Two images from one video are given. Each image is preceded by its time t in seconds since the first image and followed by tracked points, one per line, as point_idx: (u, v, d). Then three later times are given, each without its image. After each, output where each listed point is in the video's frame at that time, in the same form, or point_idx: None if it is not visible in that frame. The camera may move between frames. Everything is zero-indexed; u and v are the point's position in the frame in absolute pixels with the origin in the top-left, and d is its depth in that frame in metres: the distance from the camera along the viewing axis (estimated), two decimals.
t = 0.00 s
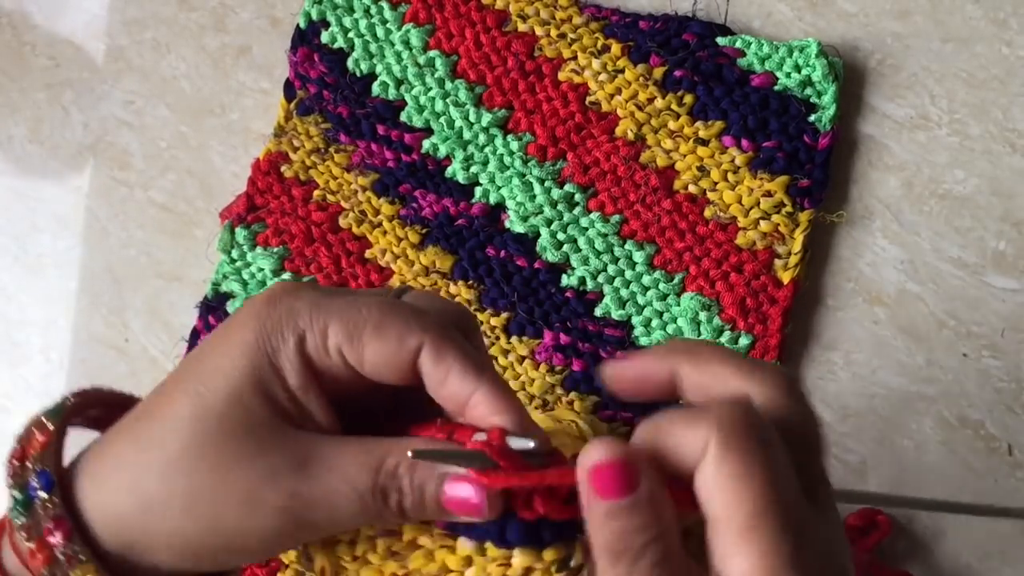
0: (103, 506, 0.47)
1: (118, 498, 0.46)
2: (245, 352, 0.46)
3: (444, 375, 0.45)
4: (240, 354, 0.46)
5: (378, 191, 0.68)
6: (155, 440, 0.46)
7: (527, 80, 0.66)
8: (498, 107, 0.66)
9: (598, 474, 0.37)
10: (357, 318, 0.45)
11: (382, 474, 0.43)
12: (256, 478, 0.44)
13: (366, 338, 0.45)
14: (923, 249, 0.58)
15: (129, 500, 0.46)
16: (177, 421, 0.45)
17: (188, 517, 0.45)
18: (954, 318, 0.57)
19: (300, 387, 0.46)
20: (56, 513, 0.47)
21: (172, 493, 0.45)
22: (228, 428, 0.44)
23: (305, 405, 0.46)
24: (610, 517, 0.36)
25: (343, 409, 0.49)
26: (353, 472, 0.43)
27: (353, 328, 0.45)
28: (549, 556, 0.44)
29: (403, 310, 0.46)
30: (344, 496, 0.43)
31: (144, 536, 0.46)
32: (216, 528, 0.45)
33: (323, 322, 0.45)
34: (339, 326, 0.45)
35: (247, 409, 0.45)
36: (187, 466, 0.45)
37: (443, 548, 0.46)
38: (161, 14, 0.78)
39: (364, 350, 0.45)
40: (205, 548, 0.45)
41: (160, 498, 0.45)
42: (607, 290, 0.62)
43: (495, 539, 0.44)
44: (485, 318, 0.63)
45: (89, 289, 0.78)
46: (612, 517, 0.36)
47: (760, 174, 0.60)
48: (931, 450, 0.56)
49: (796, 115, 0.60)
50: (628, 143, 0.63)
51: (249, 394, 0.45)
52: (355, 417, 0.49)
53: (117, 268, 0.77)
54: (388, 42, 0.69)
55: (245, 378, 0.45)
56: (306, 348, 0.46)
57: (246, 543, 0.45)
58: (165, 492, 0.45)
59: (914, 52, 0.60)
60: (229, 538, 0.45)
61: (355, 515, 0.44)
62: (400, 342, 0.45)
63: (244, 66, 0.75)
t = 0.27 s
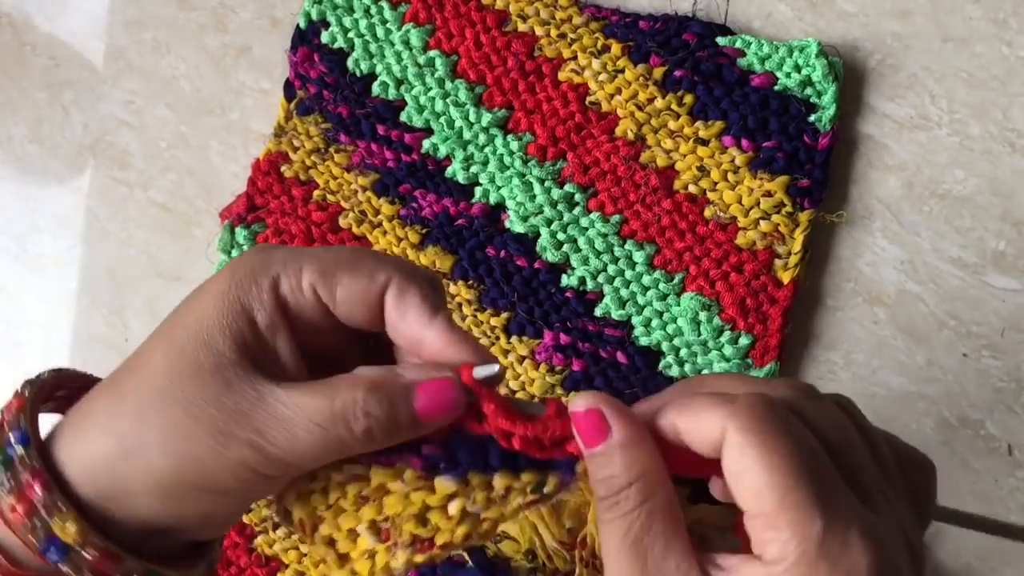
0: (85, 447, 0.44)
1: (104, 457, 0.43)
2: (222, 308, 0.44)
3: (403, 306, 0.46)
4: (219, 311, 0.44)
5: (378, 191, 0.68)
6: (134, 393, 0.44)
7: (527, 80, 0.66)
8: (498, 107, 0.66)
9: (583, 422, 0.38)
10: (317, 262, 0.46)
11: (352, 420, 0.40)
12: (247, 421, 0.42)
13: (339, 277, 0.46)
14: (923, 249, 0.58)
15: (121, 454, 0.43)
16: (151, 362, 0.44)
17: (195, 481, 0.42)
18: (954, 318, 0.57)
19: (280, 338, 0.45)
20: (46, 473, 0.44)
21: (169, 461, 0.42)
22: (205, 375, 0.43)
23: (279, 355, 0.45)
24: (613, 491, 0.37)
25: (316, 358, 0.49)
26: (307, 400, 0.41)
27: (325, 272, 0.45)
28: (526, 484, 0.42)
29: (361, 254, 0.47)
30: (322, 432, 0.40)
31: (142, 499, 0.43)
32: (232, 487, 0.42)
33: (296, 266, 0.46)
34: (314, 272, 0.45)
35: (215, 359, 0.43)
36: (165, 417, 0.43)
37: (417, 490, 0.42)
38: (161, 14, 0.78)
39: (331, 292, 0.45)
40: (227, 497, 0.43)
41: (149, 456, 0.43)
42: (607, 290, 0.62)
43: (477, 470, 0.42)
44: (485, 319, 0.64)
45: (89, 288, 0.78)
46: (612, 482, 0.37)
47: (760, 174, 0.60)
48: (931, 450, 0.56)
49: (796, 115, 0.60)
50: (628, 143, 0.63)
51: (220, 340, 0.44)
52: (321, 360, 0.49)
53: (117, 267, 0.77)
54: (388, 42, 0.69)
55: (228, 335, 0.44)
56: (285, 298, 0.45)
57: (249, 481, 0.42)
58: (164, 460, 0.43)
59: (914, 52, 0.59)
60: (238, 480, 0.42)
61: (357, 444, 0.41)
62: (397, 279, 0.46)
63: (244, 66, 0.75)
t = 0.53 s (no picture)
0: None
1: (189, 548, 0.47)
2: (256, 397, 0.45)
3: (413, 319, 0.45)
4: (250, 400, 0.45)
5: (378, 191, 0.68)
6: (209, 503, 0.46)
7: (527, 80, 0.66)
8: (498, 107, 0.66)
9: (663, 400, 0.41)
10: (344, 342, 0.43)
11: (428, 438, 0.45)
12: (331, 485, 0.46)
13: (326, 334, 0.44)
14: (923, 249, 0.58)
15: (200, 560, 0.47)
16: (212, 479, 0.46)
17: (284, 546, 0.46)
18: (954, 318, 0.57)
19: (317, 411, 0.46)
20: None
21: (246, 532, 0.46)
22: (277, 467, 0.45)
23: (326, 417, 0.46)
24: (667, 473, 0.39)
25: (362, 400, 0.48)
26: (397, 445, 0.46)
27: (339, 350, 0.43)
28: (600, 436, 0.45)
29: (382, 316, 0.45)
30: (404, 473, 0.46)
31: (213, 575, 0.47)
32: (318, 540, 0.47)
33: (315, 359, 0.44)
34: (328, 354, 0.43)
35: (282, 437, 0.45)
36: (237, 493, 0.45)
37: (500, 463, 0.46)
38: (161, 14, 0.78)
39: (426, 348, 0.44)
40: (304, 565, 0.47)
41: (229, 535, 0.46)
42: (607, 290, 0.62)
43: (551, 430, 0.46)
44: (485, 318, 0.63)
45: (89, 288, 0.78)
46: (664, 462, 0.40)
47: (760, 174, 0.60)
48: (931, 450, 0.56)
49: (796, 115, 0.60)
50: (628, 143, 0.63)
51: (282, 435, 0.45)
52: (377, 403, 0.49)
53: (117, 267, 0.77)
54: (388, 42, 0.69)
55: (274, 421, 0.45)
56: (306, 385, 0.44)
57: (337, 531, 0.47)
58: (237, 535, 0.46)
59: (914, 52, 0.60)
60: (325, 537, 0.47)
61: (419, 480, 0.46)
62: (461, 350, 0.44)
63: (244, 66, 0.75)
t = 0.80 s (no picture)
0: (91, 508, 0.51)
1: (115, 477, 0.50)
2: (206, 327, 0.48)
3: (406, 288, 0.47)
4: (200, 332, 0.48)
5: (378, 191, 0.68)
6: (141, 429, 0.49)
7: (527, 80, 0.66)
8: (498, 107, 0.66)
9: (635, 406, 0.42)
10: (303, 268, 0.47)
11: (370, 393, 0.46)
12: (254, 442, 0.47)
13: (320, 286, 0.47)
14: (923, 249, 0.58)
15: (123, 486, 0.49)
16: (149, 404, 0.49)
17: (197, 488, 0.49)
18: (954, 318, 0.57)
19: (270, 344, 0.49)
20: (69, 527, 0.50)
21: (166, 465, 0.49)
22: (204, 403, 0.48)
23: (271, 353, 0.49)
24: (620, 480, 0.40)
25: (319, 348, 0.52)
26: (333, 406, 0.47)
27: (307, 283, 0.47)
28: (567, 428, 0.48)
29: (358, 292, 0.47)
30: (336, 430, 0.47)
31: (137, 509, 0.50)
32: (237, 492, 0.49)
33: (272, 282, 0.47)
34: (295, 284, 0.47)
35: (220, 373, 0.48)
36: (169, 427, 0.48)
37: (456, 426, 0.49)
38: (160, 14, 0.77)
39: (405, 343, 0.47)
40: (223, 516, 0.49)
41: (152, 469, 0.49)
42: (607, 290, 0.62)
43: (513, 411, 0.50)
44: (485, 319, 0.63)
45: (89, 288, 0.78)
46: (620, 470, 0.40)
47: (760, 174, 0.60)
48: (931, 449, 0.56)
49: (796, 115, 0.60)
50: (628, 143, 0.63)
51: (218, 367, 0.48)
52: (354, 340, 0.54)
53: (117, 268, 0.77)
54: (388, 42, 0.69)
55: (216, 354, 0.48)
56: (266, 312, 0.48)
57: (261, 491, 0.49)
58: (160, 467, 0.49)
59: (914, 52, 0.59)
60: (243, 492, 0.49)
61: (361, 443, 0.48)
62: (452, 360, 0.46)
63: (244, 66, 0.75)
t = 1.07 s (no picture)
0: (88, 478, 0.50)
1: (117, 453, 0.49)
2: (238, 325, 0.48)
3: (440, 347, 0.47)
4: (230, 331, 0.48)
5: (378, 191, 0.68)
6: (155, 409, 0.49)
7: (527, 80, 0.66)
8: (498, 107, 0.66)
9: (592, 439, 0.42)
10: (348, 296, 0.47)
11: (383, 418, 0.47)
12: (260, 441, 0.47)
13: (357, 319, 0.46)
14: (923, 249, 0.58)
15: (128, 468, 0.49)
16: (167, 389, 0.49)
17: (194, 477, 0.48)
18: (954, 318, 0.57)
19: (296, 359, 0.48)
20: (66, 499, 0.49)
21: (170, 449, 0.48)
22: (219, 400, 0.47)
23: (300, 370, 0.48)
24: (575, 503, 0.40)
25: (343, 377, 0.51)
26: (344, 427, 0.47)
27: (347, 311, 0.46)
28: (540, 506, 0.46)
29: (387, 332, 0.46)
30: (343, 445, 0.47)
31: (132, 485, 0.49)
32: (231, 492, 0.48)
33: (314, 304, 0.47)
34: (332, 308, 0.46)
35: (243, 372, 0.48)
36: (180, 415, 0.48)
37: (441, 487, 0.48)
38: (161, 14, 0.78)
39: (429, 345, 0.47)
40: (211, 511, 0.49)
41: (158, 451, 0.49)
42: (607, 290, 0.62)
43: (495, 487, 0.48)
44: (485, 319, 0.63)
45: (89, 288, 0.78)
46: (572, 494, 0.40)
47: (760, 174, 0.60)
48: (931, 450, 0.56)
49: (796, 115, 0.60)
50: (628, 143, 0.63)
51: (241, 363, 0.48)
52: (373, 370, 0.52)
53: (117, 267, 0.77)
54: (388, 42, 0.69)
55: (242, 353, 0.48)
56: (299, 326, 0.47)
57: (251, 500, 0.48)
58: (165, 449, 0.48)
59: (914, 52, 0.60)
60: (236, 492, 0.48)
61: (360, 468, 0.47)
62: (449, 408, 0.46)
63: (244, 66, 0.75)
